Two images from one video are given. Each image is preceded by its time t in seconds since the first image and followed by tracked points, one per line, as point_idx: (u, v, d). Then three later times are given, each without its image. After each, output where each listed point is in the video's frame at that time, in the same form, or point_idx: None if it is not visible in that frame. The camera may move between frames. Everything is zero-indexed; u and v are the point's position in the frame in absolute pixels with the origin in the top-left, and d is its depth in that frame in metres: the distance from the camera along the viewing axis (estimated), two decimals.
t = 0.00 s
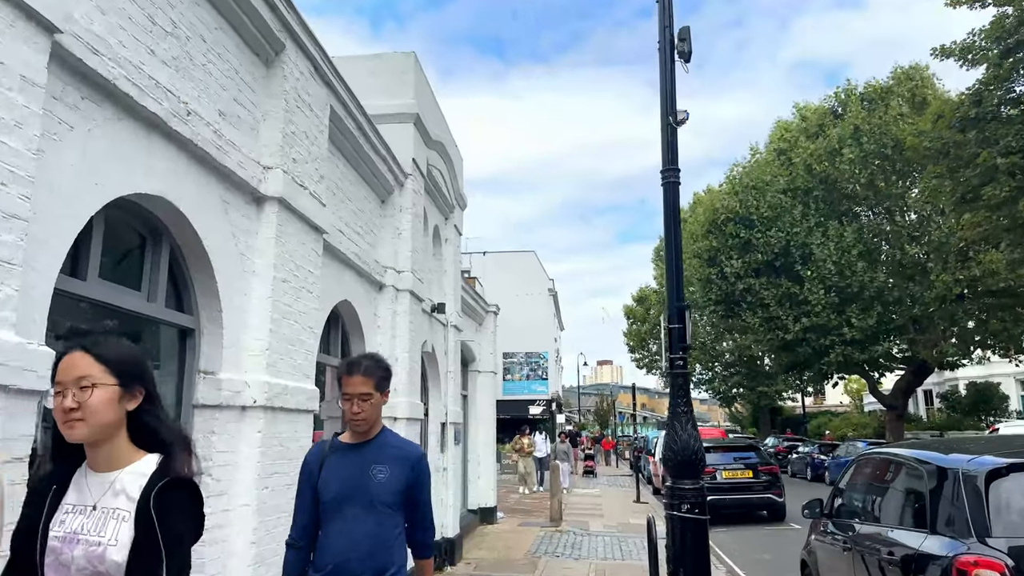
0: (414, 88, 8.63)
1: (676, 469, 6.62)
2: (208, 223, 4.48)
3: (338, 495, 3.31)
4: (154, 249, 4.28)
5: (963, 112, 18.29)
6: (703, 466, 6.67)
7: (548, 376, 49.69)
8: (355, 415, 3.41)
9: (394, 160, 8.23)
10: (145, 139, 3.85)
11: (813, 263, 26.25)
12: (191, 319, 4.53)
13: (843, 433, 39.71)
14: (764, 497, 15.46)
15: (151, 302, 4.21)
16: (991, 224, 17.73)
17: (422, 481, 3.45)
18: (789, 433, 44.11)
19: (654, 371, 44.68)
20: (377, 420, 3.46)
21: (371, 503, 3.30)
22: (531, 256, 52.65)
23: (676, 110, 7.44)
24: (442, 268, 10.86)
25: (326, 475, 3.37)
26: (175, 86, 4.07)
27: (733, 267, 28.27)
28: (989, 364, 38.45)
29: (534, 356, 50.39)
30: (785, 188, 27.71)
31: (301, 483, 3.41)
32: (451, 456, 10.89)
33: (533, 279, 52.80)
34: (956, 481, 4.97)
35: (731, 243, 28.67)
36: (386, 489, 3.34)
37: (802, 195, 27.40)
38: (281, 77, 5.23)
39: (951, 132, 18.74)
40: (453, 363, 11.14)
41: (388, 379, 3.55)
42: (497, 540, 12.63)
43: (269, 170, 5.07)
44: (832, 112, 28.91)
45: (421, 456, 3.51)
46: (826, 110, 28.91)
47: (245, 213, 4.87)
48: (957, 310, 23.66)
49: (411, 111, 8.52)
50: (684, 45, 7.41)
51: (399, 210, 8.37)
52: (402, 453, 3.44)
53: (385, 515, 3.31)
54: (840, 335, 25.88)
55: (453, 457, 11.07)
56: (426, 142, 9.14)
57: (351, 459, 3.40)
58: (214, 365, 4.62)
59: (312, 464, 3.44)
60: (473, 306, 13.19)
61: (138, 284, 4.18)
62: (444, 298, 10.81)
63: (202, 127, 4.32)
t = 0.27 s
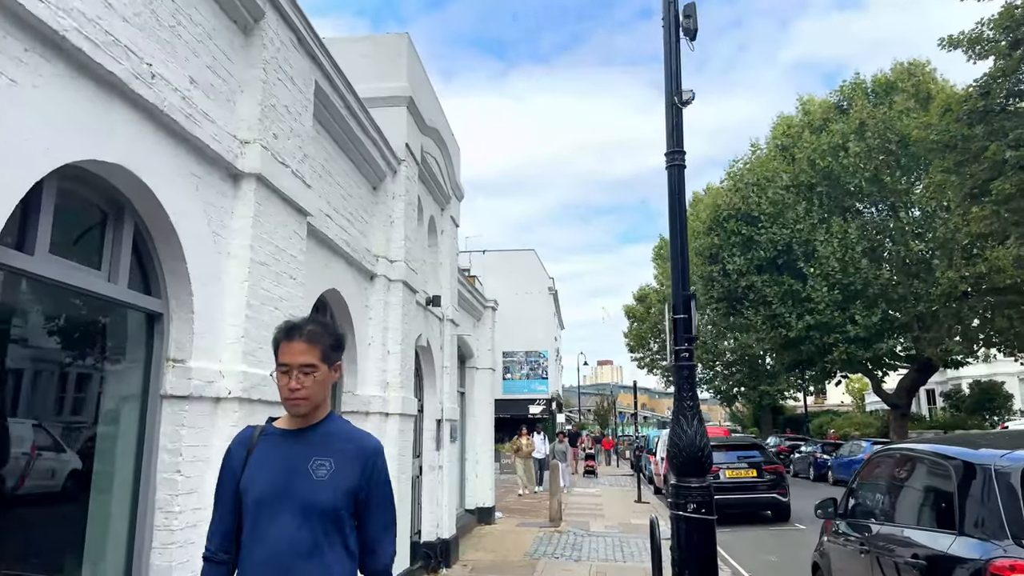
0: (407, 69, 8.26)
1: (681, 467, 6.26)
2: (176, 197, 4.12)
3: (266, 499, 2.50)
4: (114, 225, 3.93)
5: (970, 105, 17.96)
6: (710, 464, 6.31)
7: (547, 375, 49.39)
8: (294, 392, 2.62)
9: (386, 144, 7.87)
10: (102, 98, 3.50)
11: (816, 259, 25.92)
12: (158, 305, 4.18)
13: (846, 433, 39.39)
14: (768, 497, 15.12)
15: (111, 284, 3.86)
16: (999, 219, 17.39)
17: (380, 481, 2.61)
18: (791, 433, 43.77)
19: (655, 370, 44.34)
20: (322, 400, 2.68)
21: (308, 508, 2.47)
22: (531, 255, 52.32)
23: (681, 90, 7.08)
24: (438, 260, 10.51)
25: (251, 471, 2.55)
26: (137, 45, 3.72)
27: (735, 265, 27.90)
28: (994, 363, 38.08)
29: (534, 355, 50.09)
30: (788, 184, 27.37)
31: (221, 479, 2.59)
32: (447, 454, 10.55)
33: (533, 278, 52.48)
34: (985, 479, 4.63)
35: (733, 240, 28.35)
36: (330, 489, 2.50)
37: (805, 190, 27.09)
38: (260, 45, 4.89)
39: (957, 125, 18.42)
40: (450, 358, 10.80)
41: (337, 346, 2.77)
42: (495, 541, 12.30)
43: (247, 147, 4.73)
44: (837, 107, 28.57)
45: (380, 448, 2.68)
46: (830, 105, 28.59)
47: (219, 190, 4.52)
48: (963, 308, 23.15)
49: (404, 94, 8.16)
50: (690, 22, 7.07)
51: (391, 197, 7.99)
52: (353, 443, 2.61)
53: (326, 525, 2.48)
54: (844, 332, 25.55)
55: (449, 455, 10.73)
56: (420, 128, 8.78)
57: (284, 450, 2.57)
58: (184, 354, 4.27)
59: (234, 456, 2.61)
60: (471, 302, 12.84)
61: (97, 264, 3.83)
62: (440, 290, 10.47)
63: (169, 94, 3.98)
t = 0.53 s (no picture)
0: (399, 56, 7.90)
1: (687, 473, 5.91)
2: (136, 181, 3.76)
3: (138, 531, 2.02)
4: (65, 212, 3.58)
5: (979, 100, 17.63)
6: (718, 470, 5.96)
7: (547, 375, 49.09)
8: (169, 385, 2.14)
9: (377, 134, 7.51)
10: (49, 68, 3.15)
11: (820, 258, 25.56)
12: (117, 299, 3.81)
13: (849, 434, 39.03)
14: (773, 501, 14.77)
15: (63, 276, 3.52)
16: (1009, 216, 17.07)
17: (280, 502, 2.05)
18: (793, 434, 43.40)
19: (656, 371, 43.98)
20: (209, 400, 2.17)
21: (192, 540, 1.98)
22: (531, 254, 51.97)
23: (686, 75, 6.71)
24: (434, 257, 10.17)
25: (123, 496, 2.09)
26: (92, 13, 3.38)
27: (738, 264, 27.55)
28: (998, 363, 37.70)
29: (534, 355, 49.83)
30: (792, 182, 27.07)
31: (93, 502, 2.16)
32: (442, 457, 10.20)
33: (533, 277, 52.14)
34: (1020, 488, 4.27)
35: (735, 239, 28.03)
36: (211, 516, 2.00)
37: (809, 189, 26.85)
38: (235, 20, 4.54)
39: (966, 121, 18.12)
40: (445, 358, 10.45)
41: (233, 325, 2.27)
42: (493, 546, 11.95)
43: (221, 128, 4.38)
44: (841, 104, 28.22)
45: (287, 460, 2.13)
46: (834, 102, 28.25)
47: (186, 174, 4.16)
48: (970, 308, 22.53)
49: (397, 82, 7.79)
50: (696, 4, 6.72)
51: (382, 190, 7.63)
52: (244, 455, 2.08)
53: (209, 562, 1.98)
54: (848, 333, 25.19)
55: (444, 458, 10.39)
56: (414, 118, 8.41)
57: (159, 466, 2.09)
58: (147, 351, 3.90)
59: (112, 474, 2.16)
60: (467, 301, 12.47)
61: (45, 255, 3.48)
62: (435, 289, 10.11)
63: (129, 66, 3.63)
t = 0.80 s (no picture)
0: (391, 33, 7.56)
1: (694, 467, 5.57)
2: (90, 144, 3.42)
3: None
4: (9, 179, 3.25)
5: (987, 90, 17.30)
6: (726, 464, 5.62)
7: (547, 374, 48.74)
8: None
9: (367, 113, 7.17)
10: None
11: (822, 254, 25.15)
12: (71, 273, 3.48)
13: (851, 433, 38.69)
14: (777, 499, 14.43)
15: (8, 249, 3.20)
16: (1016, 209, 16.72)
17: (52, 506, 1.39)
18: (795, 433, 43.08)
19: (656, 369, 43.63)
20: None
21: None
22: (531, 252, 51.61)
23: (691, 48, 6.35)
24: (428, 246, 9.82)
25: None
26: None
27: (739, 260, 27.08)
28: (1002, 361, 37.36)
29: (534, 354, 49.55)
30: (794, 177, 26.64)
31: None
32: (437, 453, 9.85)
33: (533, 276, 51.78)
34: None
35: (736, 235, 27.54)
36: None
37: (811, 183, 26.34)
38: None
39: (973, 112, 17.79)
40: (441, 351, 10.10)
41: None
42: (490, 546, 11.60)
43: (189, 91, 4.05)
44: (845, 98, 27.87)
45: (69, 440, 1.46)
46: (838, 96, 27.91)
47: (148, 139, 3.82)
48: (975, 304, 22.09)
49: (388, 60, 7.45)
50: None
51: (372, 172, 7.28)
52: None
53: None
54: (852, 330, 24.81)
55: (440, 454, 10.04)
56: (406, 99, 8.07)
57: None
58: (104, 331, 3.57)
59: None
60: (464, 293, 12.10)
61: None
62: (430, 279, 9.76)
63: (82, 14, 3.29)
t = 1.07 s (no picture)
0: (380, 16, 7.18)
1: (701, 476, 5.19)
2: (27, 116, 3.05)
3: None
4: None
5: (996, 84, 16.94)
6: (736, 472, 5.25)
7: (547, 374, 48.60)
8: None
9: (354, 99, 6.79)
10: None
11: (826, 252, 24.78)
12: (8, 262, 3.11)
13: (854, 433, 38.29)
14: (782, 503, 14.06)
15: None
16: None
17: None
18: (796, 434, 42.74)
19: (657, 369, 43.26)
20: None
21: None
22: (531, 251, 51.24)
23: (698, 28, 5.96)
24: (421, 242, 9.44)
25: None
26: None
27: (741, 259, 26.66)
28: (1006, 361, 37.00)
29: (534, 353, 49.40)
30: (797, 175, 26.24)
31: None
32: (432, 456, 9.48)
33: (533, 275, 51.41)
34: None
35: (738, 233, 27.12)
36: None
37: (814, 180, 25.94)
38: None
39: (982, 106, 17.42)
40: (436, 351, 9.70)
41: None
42: (487, 552, 11.21)
43: (148, 64, 3.68)
44: (848, 95, 27.50)
45: None
46: (841, 92, 27.51)
47: (99, 114, 3.45)
48: (982, 303, 21.72)
49: (376, 44, 7.08)
50: None
51: (360, 162, 6.91)
52: None
53: None
54: (855, 329, 24.44)
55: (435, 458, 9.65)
56: (396, 86, 7.69)
57: None
58: (47, 326, 3.19)
59: None
60: (460, 290, 11.71)
61: None
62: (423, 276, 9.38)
63: None
